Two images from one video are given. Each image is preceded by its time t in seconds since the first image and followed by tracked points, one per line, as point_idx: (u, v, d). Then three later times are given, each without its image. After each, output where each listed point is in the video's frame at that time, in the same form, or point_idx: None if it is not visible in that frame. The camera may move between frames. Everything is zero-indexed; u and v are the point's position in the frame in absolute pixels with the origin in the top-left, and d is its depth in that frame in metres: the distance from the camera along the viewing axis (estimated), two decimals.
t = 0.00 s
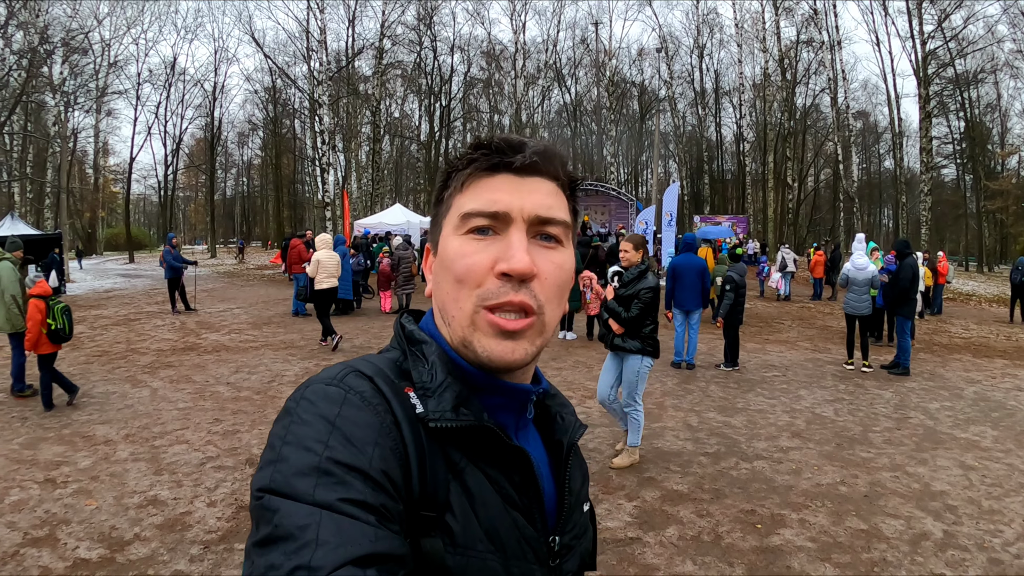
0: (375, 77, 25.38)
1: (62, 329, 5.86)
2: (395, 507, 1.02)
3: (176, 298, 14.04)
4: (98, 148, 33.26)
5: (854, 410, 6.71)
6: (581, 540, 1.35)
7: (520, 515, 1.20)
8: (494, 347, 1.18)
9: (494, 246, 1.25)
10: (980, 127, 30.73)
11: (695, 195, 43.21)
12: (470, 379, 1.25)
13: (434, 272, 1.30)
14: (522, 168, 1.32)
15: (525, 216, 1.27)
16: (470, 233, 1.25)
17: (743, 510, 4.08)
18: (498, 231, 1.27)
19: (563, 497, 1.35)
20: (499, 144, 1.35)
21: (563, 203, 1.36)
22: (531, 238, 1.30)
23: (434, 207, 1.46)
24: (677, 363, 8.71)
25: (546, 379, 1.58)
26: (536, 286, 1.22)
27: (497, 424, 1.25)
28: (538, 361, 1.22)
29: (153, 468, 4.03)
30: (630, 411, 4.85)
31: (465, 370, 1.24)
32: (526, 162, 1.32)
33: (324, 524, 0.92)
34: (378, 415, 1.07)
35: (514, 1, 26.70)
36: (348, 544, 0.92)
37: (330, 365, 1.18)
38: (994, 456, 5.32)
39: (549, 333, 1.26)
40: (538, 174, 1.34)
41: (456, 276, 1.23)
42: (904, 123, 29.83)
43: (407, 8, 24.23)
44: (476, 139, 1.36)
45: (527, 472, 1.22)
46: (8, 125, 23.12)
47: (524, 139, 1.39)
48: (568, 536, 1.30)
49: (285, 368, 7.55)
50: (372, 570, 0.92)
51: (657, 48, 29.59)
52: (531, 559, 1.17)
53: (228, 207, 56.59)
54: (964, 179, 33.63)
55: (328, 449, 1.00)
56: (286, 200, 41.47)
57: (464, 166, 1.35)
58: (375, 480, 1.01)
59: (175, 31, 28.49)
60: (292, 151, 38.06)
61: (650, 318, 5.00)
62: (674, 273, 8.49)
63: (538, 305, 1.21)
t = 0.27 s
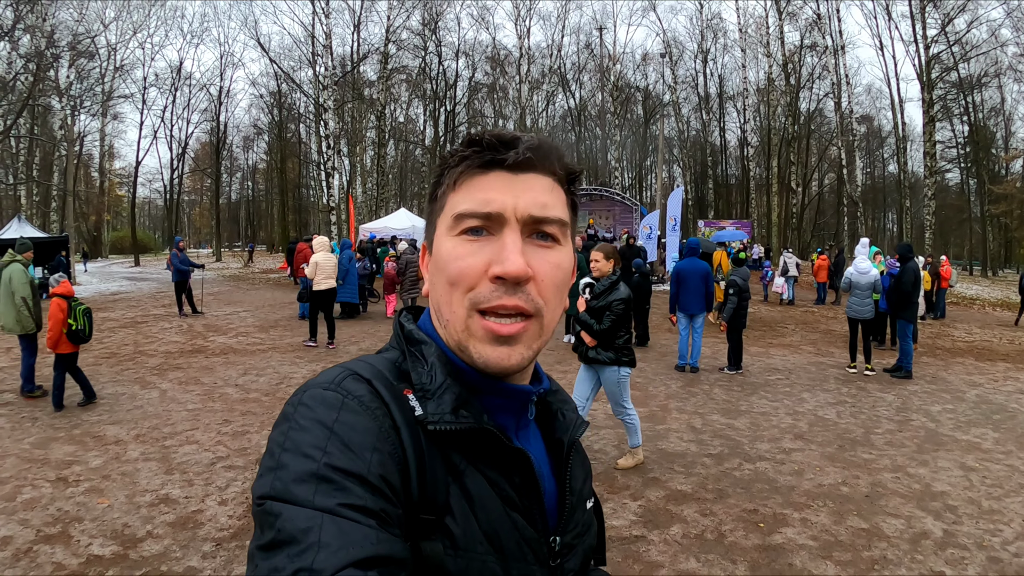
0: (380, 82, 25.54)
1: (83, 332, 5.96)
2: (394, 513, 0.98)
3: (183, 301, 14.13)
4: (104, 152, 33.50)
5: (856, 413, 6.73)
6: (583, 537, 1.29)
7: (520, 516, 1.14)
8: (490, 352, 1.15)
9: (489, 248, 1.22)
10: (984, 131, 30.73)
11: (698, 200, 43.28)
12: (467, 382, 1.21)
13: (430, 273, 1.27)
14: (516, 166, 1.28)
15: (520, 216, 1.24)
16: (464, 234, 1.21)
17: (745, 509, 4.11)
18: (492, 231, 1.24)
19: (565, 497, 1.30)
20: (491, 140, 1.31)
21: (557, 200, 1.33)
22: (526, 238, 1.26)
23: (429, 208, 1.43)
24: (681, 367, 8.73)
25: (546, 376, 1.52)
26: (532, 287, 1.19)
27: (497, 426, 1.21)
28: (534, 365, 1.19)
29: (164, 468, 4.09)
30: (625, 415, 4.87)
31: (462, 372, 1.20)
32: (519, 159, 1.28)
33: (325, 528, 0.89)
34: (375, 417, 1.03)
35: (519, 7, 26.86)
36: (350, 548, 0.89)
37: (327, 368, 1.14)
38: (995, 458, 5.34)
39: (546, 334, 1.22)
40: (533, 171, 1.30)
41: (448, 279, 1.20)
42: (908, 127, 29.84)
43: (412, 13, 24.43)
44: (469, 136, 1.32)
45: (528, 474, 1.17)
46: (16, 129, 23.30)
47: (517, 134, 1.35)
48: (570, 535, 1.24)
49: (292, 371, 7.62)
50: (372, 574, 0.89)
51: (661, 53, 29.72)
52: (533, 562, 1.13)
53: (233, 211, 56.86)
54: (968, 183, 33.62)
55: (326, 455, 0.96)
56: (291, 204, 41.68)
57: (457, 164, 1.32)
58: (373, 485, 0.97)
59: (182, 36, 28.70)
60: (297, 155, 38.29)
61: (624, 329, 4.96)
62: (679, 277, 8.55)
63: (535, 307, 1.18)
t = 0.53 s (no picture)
0: (380, 91, 25.69)
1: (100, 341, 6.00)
2: (402, 511, 0.98)
3: (184, 308, 14.17)
4: (105, 160, 33.62)
5: (856, 418, 6.76)
6: (592, 529, 1.33)
7: (528, 512, 1.14)
8: (493, 350, 1.14)
9: (484, 247, 1.20)
10: (982, 138, 30.83)
11: (697, 208, 43.40)
12: (472, 379, 1.20)
13: (427, 274, 1.25)
14: (509, 162, 1.25)
15: (515, 211, 1.21)
16: (459, 233, 1.19)
17: (747, 512, 4.14)
18: (487, 230, 1.22)
19: (572, 489, 1.31)
20: (483, 136, 1.28)
21: (553, 193, 1.30)
22: (522, 234, 1.24)
23: (424, 207, 1.40)
24: (682, 373, 8.76)
25: (549, 371, 1.52)
26: (531, 283, 1.18)
27: (502, 423, 1.20)
28: (537, 360, 1.18)
29: (170, 472, 4.23)
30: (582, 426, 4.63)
31: (465, 370, 1.18)
32: (513, 154, 1.25)
33: (334, 528, 0.89)
34: (382, 417, 1.02)
35: (519, 17, 27.05)
36: (359, 547, 0.89)
37: (331, 371, 1.13)
38: (993, 461, 5.37)
39: (547, 329, 1.21)
40: (526, 166, 1.27)
41: (446, 279, 1.18)
42: (906, 135, 29.94)
43: (413, 23, 24.63)
44: (462, 132, 1.30)
45: (536, 471, 1.16)
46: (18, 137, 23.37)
47: (509, 129, 1.31)
48: (578, 528, 1.28)
49: (295, 378, 7.64)
50: (381, 573, 0.89)
51: (659, 62, 29.92)
52: (541, 554, 1.13)
53: (234, 219, 57.03)
54: (967, 191, 33.67)
55: (333, 457, 0.95)
56: (291, 212, 41.79)
57: (450, 162, 1.29)
58: (380, 485, 0.96)
59: (183, 45, 28.86)
60: (297, 163, 38.40)
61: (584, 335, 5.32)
62: (680, 285, 8.63)
63: (535, 302, 1.17)
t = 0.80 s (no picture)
0: (376, 95, 25.68)
1: (108, 349, 6.08)
2: (413, 517, 0.99)
3: (180, 312, 14.16)
4: (100, 164, 33.52)
5: (852, 420, 6.80)
6: (606, 521, 1.35)
7: (540, 509, 1.15)
8: (484, 348, 1.14)
9: (452, 248, 1.19)
10: (975, 143, 31.11)
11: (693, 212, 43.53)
12: (472, 379, 1.20)
13: (405, 285, 1.25)
14: (459, 158, 1.23)
15: (476, 207, 1.20)
16: (425, 240, 1.18)
17: (747, 513, 4.16)
18: (453, 231, 1.21)
19: (583, 483, 1.33)
20: (427, 139, 1.26)
21: (511, 179, 1.28)
22: (488, 226, 1.23)
23: (389, 218, 1.39)
24: (678, 377, 8.79)
25: (553, 366, 1.54)
26: (506, 277, 1.17)
27: (506, 422, 1.21)
28: (529, 351, 1.18)
29: (169, 476, 4.46)
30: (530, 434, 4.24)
31: (460, 371, 1.19)
32: (460, 150, 1.23)
33: (344, 540, 0.90)
34: (384, 426, 1.03)
35: (514, 22, 27.10)
36: (371, 557, 0.89)
37: (331, 384, 1.14)
38: (989, 461, 5.41)
39: (531, 319, 1.21)
40: (478, 158, 1.25)
41: (420, 286, 1.18)
42: (900, 139, 30.19)
43: (408, 28, 24.67)
44: (406, 138, 1.28)
45: (545, 468, 1.17)
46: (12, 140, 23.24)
47: (453, 125, 1.29)
48: (592, 522, 1.29)
49: (293, 382, 7.64)
50: None
51: (654, 67, 30.05)
52: (557, 553, 1.14)
53: (228, 224, 56.87)
54: (960, 195, 33.93)
55: (338, 469, 0.96)
56: (287, 217, 41.70)
57: (400, 171, 1.28)
58: (390, 494, 0.97)
59: (179, 49, 28.85)
60: (292, 168, 38.32)
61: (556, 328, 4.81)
62: (676, 289, 8.69)
63: (515, 295, 1.17)
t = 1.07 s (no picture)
0: (369, 99, 25.67)
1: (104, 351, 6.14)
2: (423, 518, 0.99)
3: (173, 317, 14.08)
4: (92, 167, 33.34)
5: (847, 421, 6.84)
6: (613, 519, 1.35)
7: (549, 508, 1.16)
8: (490, 350, 1.15)
9: (457, 250, 1.19)
10: (965, 146, 31.40)
11: (686, 216, 43.69)
12: (480, 377, 1.21)
13: (410, 285, 1.26)
14: (463, 159, 1.23)
15: (480, 208, 1.20)
16: (431, 240, 1.18)
17: (743, 514, 4.17)
18: (458, 232, 1.21)
19: (590, 482, 1.34)
20: (429, 141, 1.27)
21: (516, 179, 1.29)
22: (493, 226, 1.23)
23: (393, 217, 1.39)
24: (673, 380, 8.80)
25: (558, 364, 1.54)
26: (513, 276, 1.18)
27: (513, 420, 1.21)
28: (535, 349, 1.19)
29: (165, 480, 4.44)
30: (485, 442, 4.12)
31: (468, 371, 1.20)
32: (463, 151, 1.23)
33: (354, 539, 0.90)
34: (392, 426, 1.03)
35: (507, 26, 27.15)
36: (381, 558, 0.89)
37: (338, 383, 1.13)
38: (983, 461, 5.45)
39: (535, 318, 1.22)
40: (482, 158, 1.25)
41: (425, 287, 1.19)
42: (891, 142, 30.43)
43: (402, 32, 24.69)
44: (410, 140, 1.29)
45: (553, 466, 1.18)
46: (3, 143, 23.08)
47: (456, 125, 1.29)
48: (599, 519, 1.30)
49: (288, 386, 7.61)
50: None
51: (646, 72, 30.23)
52: (564, 550, 1.15)
53: (221, 228, 56.61)
54: (951, 198, 34.21)
55: (346, 471, 0.97)
56: (279, 221, 41.55)
57: (404, 172, 1.28)
58: (399, 494, 0.97)
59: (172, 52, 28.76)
60: (285, 172, 38.19)
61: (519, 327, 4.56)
62: (670, 292, 8.72)
63: (521, 294, 1.18)
